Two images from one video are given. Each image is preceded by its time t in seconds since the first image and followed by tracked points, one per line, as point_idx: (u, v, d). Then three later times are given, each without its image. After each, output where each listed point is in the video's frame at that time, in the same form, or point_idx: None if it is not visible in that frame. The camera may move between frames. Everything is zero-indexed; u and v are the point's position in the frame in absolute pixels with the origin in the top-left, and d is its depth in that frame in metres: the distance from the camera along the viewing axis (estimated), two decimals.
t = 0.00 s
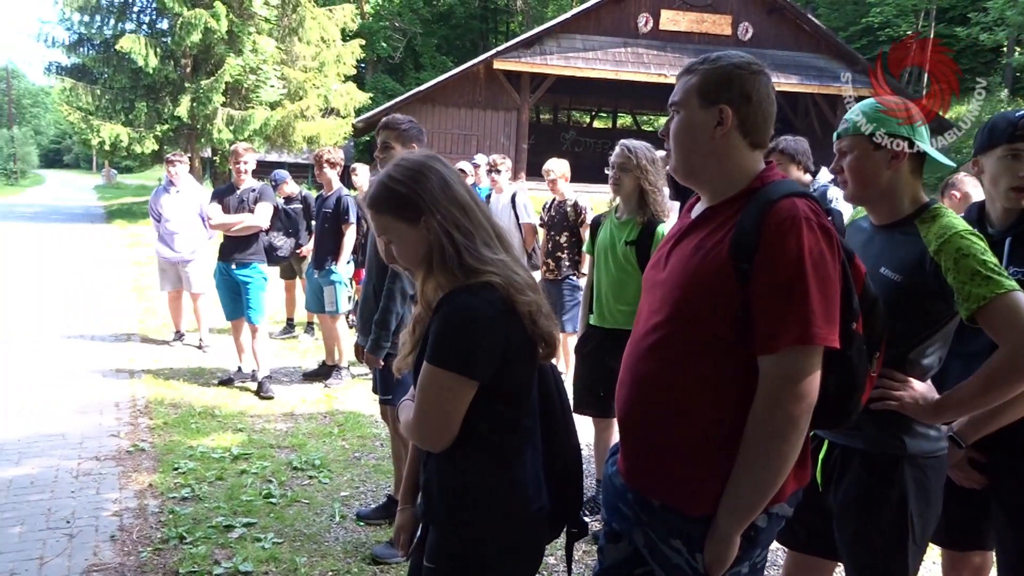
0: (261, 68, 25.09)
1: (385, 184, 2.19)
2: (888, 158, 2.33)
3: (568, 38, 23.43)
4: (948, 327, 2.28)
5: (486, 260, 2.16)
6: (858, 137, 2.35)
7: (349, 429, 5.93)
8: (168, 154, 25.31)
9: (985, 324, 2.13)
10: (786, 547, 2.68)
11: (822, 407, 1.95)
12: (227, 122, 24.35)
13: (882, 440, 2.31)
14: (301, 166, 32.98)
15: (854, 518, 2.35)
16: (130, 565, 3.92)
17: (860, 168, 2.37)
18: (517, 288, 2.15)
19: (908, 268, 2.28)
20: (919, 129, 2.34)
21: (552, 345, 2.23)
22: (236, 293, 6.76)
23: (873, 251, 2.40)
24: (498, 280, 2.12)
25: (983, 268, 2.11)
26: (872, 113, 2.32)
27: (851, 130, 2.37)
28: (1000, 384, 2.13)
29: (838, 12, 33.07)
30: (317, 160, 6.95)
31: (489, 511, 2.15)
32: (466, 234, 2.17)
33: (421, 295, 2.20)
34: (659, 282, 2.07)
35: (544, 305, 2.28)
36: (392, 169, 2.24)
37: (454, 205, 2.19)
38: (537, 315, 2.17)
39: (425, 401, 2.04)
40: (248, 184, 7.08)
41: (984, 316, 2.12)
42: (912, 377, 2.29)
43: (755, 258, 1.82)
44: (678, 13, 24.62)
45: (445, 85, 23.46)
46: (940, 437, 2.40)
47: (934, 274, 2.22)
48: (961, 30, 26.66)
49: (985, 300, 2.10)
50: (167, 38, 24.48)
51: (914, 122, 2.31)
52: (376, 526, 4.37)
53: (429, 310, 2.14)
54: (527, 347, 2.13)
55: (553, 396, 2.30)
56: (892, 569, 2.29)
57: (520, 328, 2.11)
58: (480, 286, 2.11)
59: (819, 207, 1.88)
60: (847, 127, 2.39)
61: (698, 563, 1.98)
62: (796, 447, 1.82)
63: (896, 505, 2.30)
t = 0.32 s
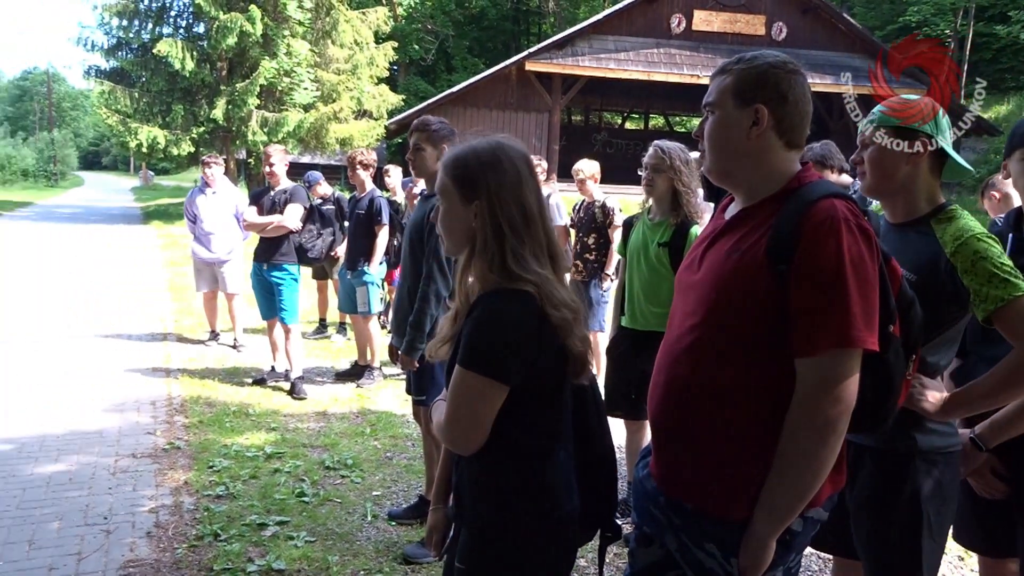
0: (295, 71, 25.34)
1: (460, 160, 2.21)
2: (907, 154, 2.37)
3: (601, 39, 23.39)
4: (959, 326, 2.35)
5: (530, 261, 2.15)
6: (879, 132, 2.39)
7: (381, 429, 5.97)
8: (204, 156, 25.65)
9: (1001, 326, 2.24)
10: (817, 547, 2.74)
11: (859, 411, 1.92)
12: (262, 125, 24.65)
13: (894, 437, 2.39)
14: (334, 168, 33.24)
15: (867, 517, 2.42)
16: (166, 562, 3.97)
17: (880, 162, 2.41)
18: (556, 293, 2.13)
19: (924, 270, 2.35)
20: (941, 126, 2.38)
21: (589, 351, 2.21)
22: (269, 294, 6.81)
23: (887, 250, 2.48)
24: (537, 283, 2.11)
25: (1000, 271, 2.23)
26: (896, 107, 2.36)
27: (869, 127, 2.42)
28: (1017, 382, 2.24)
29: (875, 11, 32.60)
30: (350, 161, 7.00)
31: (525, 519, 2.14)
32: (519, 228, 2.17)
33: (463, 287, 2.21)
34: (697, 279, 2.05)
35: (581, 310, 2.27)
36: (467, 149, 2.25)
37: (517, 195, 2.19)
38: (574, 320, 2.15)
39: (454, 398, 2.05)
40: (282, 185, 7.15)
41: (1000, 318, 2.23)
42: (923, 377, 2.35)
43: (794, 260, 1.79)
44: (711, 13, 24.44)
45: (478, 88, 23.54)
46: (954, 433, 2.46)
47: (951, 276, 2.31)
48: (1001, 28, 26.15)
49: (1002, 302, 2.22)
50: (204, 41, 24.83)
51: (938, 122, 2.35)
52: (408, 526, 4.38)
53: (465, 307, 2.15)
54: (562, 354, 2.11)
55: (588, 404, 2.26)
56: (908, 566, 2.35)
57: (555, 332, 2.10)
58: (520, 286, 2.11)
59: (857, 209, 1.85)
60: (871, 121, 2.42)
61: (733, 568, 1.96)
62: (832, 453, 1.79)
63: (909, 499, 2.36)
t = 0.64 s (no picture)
0: (324, 72, 25.54)
1: (521, 153, 2.21)
2: (923, 154, 2.43)
3: (628, 39, 23.33)
4: (983, 323, 2.44)
5: (571, 261, 2.15)
6: (894, 134, 2.44)
7: (408, 428, 5.99)
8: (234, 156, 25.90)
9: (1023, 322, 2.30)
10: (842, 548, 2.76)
11: (888, 413, 1.89)
12: (290, 125, 24.86)
13: (919, 441, 2.42)
14: (362, 168, 33.42)
15: (892, 520, 2.47)
16: (196, 558, 4.02)
17: (896, 163, 2.48)
18: (589, 295, 2.14)
19: (946, 268, 2.45)
20: (956, 123, 2.43)
21: (620, 352, 2.21)
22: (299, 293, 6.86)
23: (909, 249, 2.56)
24: (571, 284, 2.12)
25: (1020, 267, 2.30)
26: (909, 110, 2.41)
27: (885, 129, 2.48)
28: None
29: (907, 9, 32.15)
30: (378, 162, 7.05)
31: (551, 520, 2.14)
32: (569, 226, 2.17)
33: (502, 282, 2.22)
34: (726, 275, 2.04)
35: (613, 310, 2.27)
36: (529, 142, 2.26)
37: (572, 192, 2.18)
38: (605, 321, 2.15)
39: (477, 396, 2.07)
40: (311, 186, 7.17)
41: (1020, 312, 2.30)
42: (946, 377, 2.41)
43: (823, 260, 1.78)
44: (740, 12, 24.26)
45: (505, 87, 23.57)
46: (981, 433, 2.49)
47: (971, 272, 2.41)
48: None
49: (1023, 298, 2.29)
50: (234, 43, 25.10)
51: (954, 123, 2.40)
52: (434, 524, 4.40)
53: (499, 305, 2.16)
54: (592, 357, 2.11)
55: (617, 407, 2.25)
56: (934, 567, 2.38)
57: (583, 332, 2.09)
58: (555, 285, 2.11)
59: (888, 207, 1.83)
60: (886, 123, 2.48)
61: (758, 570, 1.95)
62: (859, 456, 1.78)
63: (935, 500, 2.40)
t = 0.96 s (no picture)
0: (350, 71, 25.69)
1: (556, 151, 2.21)
2: (944, 151, 2.48)
3: (654, 38, 23.23)
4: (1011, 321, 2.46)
5: (606, 260, 2.16)
6: (912, 134, 2.50)
7: (432, 426, 6.01)
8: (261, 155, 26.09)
9: None
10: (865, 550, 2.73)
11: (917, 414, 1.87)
12: (316, 125, 25.01)
13: (944, 445, 2.40)
14: (387, 168, 33.55)
15: (919, 521, 2.45)
16: (222, 552, 4.07)
17: (917, 162, 2.54)
18: (621, 294, 2.14)
19: (971, 264, 2.48)
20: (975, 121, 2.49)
21: (649, 354, 2.20)
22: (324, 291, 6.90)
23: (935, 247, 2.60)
24: (604, 283, 2.12)
25: None
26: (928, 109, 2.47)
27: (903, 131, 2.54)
28: None
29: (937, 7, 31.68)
30: (403, 161, 7.07)
31: (573, 522, 2.14)
32: (604, 225, 2.18)
33: (534, 279, 2.23)
34: (752, 277, 2.04)
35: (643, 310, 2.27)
36: (565, 141, 2.26)
37: (606, 191, 2.19)
38: (635, 322, 2.15)
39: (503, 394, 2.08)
40: (337, 185, 7.21)
41: None
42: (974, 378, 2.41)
43: (849, 260, 1.77)
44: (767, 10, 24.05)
45: (530, 87, 23.55)
46: (1008, 436, 2.45)
47: (995, 268, 2.45)
48: None
49: None
50: (261, 43, 25.30)
51: (970, 117, 2.42)
52: (457, 522, 4.41)
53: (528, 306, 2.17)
54: (620, 359, 2.10)
55: (647, 410, 2.22)
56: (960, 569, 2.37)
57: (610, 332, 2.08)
58: (586, 283, 2.12)
59: (917, 208, 1.81)
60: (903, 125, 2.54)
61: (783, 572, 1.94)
62: (886, 459, 1.76)
63: (963, 504, 2.38)
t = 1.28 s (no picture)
0: (379, 70, 25.81)
1: (594, 148, 2.20)
2: (978, 148, 2.47)
3: (684, 35, 23.07)
4: None
5: (643, 257, 2.14)
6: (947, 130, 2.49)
7: (459, 423, 6.02)
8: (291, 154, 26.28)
9: None
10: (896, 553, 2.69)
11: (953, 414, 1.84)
12: (346, 123, 25.16)
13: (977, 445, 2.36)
14: (416, 166, 33.73)
15: (950, 522, 2.42)
16: (252, 547, 4.10)
17: (950, 160, 2.52)
18: (655, 293, 2.12)
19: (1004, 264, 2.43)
20: (1009, 119, 2.47)
21: (681, 353, 2.19)
22: (353, 288, 6.94)
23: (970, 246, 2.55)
24: (639, 280, 2.11)
25: None
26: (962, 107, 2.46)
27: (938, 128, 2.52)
28: None
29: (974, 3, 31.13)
30: (432, 160, 7.09)
31: (601, 520, 2.13)
32: (643, 222, 2.16)
33: (569, 276, 2.22)
34: (784, 275, 2.02)
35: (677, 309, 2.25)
36: (602, 138, 2.25)
37: (644, 188, 2.17)
38: (668, 321, 2.14)
39: (534, 390, 2.08)
40: (365, 183, 7.22)
41: None
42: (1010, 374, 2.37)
43: (885, 258, 1.74)
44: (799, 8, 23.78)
45: (559, 85, 23.52)
46: None
47: None
48: None
49: None
50: (292, 42, 25.49)
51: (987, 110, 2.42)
52: (485, 520, 4.42)
53: (561, 303, 2.17)
54: (652, 358, 2.09)
55: (677, 410, 2.20)
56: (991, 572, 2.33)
57: (642, 332, 2.07)
58: (621, 280, 2.11)
59: (956, 206, 1.78)
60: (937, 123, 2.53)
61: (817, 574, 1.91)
62: (924, 460, 1.73)
63: (994, 507, 2.34)
